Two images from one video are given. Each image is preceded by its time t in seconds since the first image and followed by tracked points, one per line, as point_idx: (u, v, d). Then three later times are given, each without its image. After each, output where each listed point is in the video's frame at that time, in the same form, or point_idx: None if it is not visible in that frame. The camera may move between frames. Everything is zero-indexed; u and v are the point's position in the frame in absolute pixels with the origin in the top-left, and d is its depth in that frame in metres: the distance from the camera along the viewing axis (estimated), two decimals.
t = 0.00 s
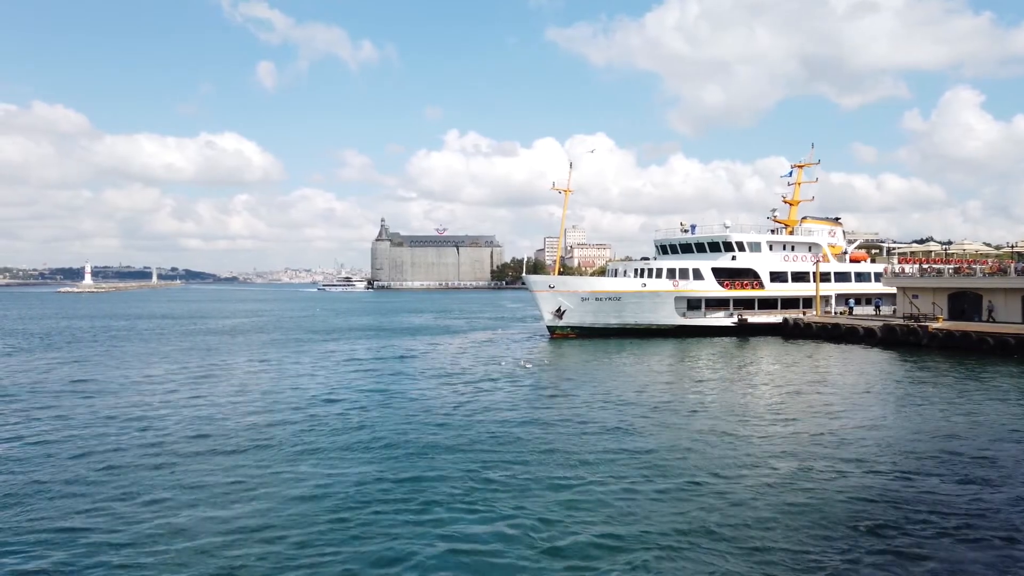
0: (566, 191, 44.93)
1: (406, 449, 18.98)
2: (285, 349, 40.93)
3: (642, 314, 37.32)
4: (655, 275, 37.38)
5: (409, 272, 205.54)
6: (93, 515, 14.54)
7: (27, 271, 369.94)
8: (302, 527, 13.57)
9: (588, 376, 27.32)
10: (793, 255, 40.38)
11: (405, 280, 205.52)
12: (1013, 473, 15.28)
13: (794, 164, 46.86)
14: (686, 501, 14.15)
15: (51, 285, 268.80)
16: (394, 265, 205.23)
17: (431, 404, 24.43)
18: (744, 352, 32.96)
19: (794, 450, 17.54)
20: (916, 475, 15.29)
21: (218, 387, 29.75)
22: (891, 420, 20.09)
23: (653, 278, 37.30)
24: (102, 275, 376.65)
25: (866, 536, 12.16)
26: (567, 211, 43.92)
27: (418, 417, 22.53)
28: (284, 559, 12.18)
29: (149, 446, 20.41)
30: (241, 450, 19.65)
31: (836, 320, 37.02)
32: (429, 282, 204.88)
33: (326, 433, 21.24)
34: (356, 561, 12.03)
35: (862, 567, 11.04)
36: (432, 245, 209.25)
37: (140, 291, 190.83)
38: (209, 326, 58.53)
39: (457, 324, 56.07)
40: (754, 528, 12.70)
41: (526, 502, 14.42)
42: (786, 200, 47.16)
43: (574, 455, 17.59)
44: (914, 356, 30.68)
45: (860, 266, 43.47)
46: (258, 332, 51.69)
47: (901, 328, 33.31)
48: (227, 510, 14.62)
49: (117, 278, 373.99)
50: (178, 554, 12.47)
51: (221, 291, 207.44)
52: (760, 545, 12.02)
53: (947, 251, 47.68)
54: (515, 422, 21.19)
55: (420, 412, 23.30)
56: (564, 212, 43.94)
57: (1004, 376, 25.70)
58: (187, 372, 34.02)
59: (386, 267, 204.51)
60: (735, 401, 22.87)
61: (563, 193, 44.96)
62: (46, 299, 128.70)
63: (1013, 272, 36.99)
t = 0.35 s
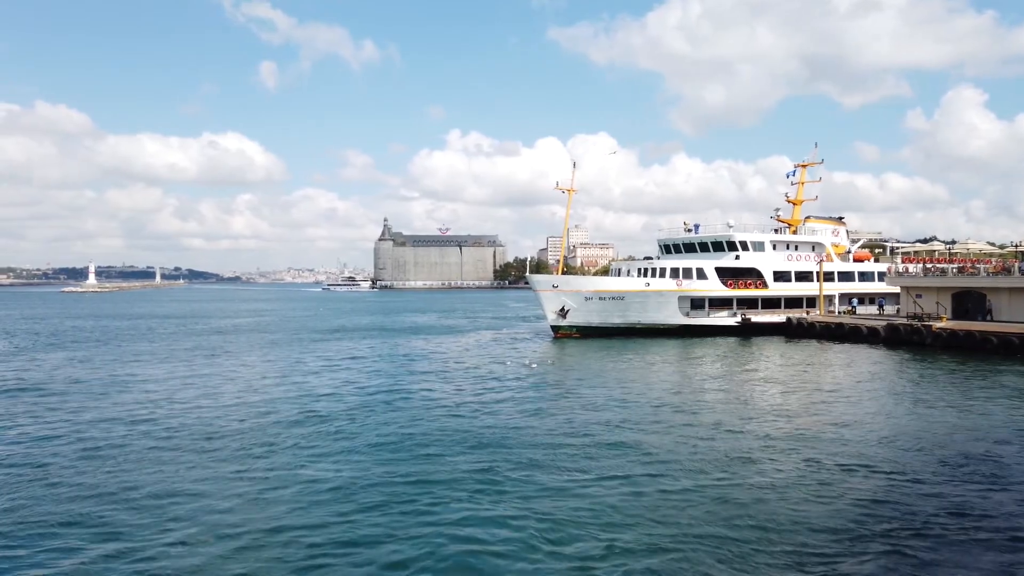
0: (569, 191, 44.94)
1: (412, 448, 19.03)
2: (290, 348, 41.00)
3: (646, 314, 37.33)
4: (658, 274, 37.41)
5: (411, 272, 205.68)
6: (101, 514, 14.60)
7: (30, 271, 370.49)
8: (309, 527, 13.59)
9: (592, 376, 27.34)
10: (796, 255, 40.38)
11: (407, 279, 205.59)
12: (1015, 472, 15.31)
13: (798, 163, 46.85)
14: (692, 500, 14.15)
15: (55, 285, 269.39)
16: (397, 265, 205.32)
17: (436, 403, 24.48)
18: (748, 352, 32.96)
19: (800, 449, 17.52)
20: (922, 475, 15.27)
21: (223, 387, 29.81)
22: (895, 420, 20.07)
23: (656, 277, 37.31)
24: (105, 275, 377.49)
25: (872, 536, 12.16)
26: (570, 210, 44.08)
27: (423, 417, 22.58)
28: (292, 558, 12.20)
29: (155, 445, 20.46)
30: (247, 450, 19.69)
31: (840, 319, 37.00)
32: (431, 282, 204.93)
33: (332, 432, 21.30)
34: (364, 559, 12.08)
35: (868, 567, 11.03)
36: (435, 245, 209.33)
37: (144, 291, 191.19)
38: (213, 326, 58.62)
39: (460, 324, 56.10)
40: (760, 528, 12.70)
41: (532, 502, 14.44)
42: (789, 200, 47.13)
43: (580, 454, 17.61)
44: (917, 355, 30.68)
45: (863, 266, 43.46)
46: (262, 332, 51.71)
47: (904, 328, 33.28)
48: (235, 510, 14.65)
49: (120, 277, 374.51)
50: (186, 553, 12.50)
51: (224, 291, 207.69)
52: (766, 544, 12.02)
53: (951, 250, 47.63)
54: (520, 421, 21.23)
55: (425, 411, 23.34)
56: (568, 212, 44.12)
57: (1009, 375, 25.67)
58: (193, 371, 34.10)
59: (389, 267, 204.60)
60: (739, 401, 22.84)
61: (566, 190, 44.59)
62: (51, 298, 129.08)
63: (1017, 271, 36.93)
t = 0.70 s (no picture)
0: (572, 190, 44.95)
1: (417, 448, 19.07)
2: (294, 348, 41.06)
3: (649, 313, 37.34)
4: (662, 274, 37.42)
5: (414, 272, 205.78)
6: (108, 514, 14.65)
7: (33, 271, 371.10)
8: (317, 526, 13.59)
9: (596, 375, 27.36)
10: (799, 254, 40.38)
11: (410, 279, 205.71)
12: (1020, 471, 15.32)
13: (801, 163, 46.85)
14: (698, 500, 14.16)
15: (59, 285, 269.78)
16: (399, 265, 205.40)
17: (441, 403, 24.52)
18: (752, 351, 32.98)
19: (805, 449, 17.53)
20: (928, 474, 15.26)
21: (228, 386, 29.87)
22: (899, 419, 20.09)
23: (660, 277, 37.33)
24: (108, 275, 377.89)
25: (881, 536, 12.12)
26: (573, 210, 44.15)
27: (427, 417, 22.62)
28: (300, 558, 12.21)
29: (161, 445, 20.52)
30: (253, 449, 19.76)
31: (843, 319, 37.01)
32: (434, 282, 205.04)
33: (337, 432, 21.35)
34: (371, 559, 12.12)
35: (874, 566, 11.05)
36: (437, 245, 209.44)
37: (148, 291, 191.26)
38: (218, 326, 58.72)
39: (463, 323, 56.15)
40: (768, 527, 12.69)
41: (539, 501, 14.43)
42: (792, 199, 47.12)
43: (585, 453, 17.63)
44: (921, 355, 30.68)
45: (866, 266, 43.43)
46: (266, 331, 51.79)
47: (908, 327, 33.28)
48: (244, 510, 14.68)
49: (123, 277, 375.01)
50: (195, 553, 12.53)
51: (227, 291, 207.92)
52: (775, 543, 12.02)
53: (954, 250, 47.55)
54: (525, 421, 21.26)
55: (430, 411, 23.38)
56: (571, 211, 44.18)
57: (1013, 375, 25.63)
58: (197, 371, 34.19)
59: (391, 267, 204.72)
60: (744, 401, 22.83)
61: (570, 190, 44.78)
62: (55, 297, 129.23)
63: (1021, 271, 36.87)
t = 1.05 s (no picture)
0: (575, 190, 44.99)
1: (422, 447, 19.11)
2: (298, 347, 41.12)
3: (653, 312, 37.37)
4: (665, 273, 37.44)
5: (416, 271, 206.03)
6: (116, 513, 14.72)
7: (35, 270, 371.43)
8: (324, 526, 13.60)
9: (600, 375, 27.38)
10: (803, 254, 40.39)
11: (412, 279, 205.93)
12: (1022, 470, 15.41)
13: (804, 163, 46.89)
14: (702, 497, 14.26)
15: (61, 285, 269.80)
16: (401, 264, 205.52)
17: (446, 402, 24.57)
18: (755, 351, 33.02)
19: (809, 448, 17.53)
20: (933, 474, 15.26)
21: (233, 385, 29.94)
22: (902, 418, 20.15)
23: (663, 276, 37.37)
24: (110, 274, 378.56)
25: (886, 535, 12.13)
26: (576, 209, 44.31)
27: (433, 415, 22.66)
28: (307, 557, 12.23)
29: (168, 444, 20.58)
30: (259, 448, 19.81)
31: (846, 318, 37.02)
32: (436, 281, 205.22)
33: (342, 431, 21.39)
34: (379, 557, 12.18)
35: (879, 563, 11.12)
36: (440, 244, 209.65)
37: (152, 290, 191.45)
38: (222, 325, 58.80)
39: (467, 323, 56.18)
40: (773, 526, 12.71)
41: (546, 500, 14.48)
42: (795, 199, 47.14)
43: (590, 452, 17.65)
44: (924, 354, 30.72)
45: (870, 265, 43.42)
46: (270, 331, 51.84)
47: (911, 326, 33.29)
48: (251, 509, 14.70)
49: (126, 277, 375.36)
50: (203, 552, 12.56)
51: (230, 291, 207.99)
52: (780, 543, 12.03)
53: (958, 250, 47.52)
54: (530, 420, 21.31)
55: (435, 410, 23.45)
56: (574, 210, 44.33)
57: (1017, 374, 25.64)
58: (202, 371, 34.24)
59: (394, 267, 205.04)
60: (747, 400, 22.83)
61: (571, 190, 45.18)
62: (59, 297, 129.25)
63: None
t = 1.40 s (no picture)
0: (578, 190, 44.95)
1: (425, 446, 19.15)
2: (301, 347, 41.20)
3: (656, 312, 37.34)
4: (668, 273, 37.44)
5: (419, 271, 206.24)
6: (120, 511, 14.79)
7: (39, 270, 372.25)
8: (328, 526, 13.60)
9: (603, 374, 27.42)
10: (806, 254, 40.38)
11: (415, 279, 206.11)
12: None
13: (807, 162, 46.87)
14: (705, 496, 14.30)
15: (65, 285, 270.62)
16: (405, 264, 205.76)
17: (449, 401, 24.62)
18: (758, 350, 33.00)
19: (814, 448, 17.48)
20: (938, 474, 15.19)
21: (236, 385, 30.00)
22: (905, 417, 20.15)
23: (666, 276, 37.37)
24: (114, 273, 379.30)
25: (890, 535, 12.09)
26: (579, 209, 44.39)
27: (436, 415, 22.72)
28: (311, 558, 12.21)
29: (171, 443, 20.64)
30: (263, 447, 19.88)
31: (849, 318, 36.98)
32: (439, 281, 205.36)
33: (346, 430, 21.41)
34: (382, 556, 12.22)
35: (880, 561, 11.16)
36: (443, 244, 209.78)
37: (155, 290, 191.77)
38: (225, 325, 58.90)
39: (470, 322, 56.23)
40: (778, 527, 12.66)
41: (549, 499, 14.53)
42: (799, 199, 47.12)
43: (594, 452, 17.63)
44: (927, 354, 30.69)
45: (873, 265, 43.40)
46: (274, 330, 51.94)
47: (915, 326, 33.23)
48: (255, 509, 14.70)
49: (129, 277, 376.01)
50: (208, 552, 12.55)
51: (234, 290, 208.42)
52: (782, 541, 12.09)
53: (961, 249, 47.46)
54: (533, 419, 21.34)
55: (438, 409, 23.50)
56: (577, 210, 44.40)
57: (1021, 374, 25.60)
58: (207, 369, 34.33)
59: (398, 267, 205.27)
60: (751, 400, 22.77)
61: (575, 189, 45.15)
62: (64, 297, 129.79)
63: None
